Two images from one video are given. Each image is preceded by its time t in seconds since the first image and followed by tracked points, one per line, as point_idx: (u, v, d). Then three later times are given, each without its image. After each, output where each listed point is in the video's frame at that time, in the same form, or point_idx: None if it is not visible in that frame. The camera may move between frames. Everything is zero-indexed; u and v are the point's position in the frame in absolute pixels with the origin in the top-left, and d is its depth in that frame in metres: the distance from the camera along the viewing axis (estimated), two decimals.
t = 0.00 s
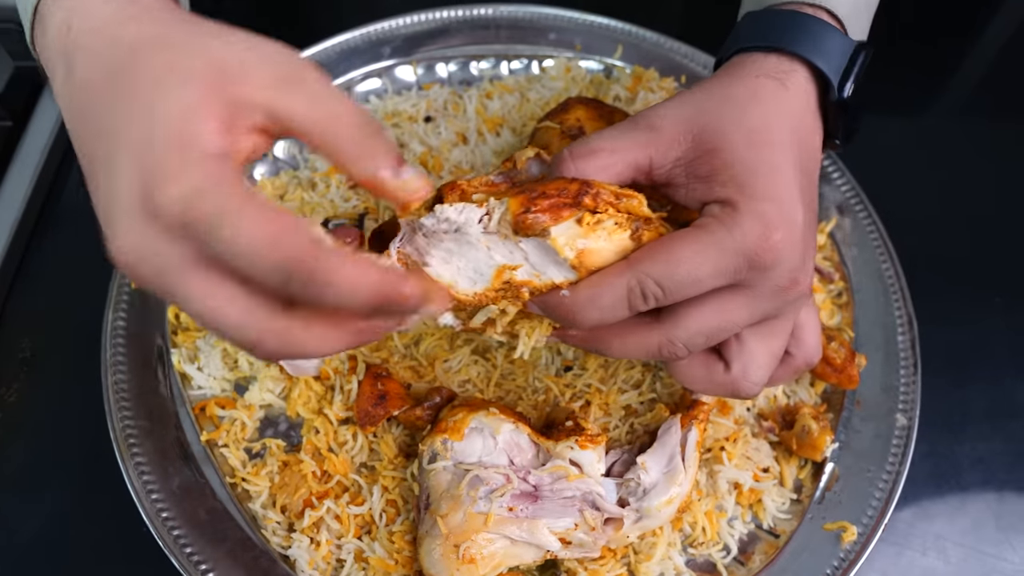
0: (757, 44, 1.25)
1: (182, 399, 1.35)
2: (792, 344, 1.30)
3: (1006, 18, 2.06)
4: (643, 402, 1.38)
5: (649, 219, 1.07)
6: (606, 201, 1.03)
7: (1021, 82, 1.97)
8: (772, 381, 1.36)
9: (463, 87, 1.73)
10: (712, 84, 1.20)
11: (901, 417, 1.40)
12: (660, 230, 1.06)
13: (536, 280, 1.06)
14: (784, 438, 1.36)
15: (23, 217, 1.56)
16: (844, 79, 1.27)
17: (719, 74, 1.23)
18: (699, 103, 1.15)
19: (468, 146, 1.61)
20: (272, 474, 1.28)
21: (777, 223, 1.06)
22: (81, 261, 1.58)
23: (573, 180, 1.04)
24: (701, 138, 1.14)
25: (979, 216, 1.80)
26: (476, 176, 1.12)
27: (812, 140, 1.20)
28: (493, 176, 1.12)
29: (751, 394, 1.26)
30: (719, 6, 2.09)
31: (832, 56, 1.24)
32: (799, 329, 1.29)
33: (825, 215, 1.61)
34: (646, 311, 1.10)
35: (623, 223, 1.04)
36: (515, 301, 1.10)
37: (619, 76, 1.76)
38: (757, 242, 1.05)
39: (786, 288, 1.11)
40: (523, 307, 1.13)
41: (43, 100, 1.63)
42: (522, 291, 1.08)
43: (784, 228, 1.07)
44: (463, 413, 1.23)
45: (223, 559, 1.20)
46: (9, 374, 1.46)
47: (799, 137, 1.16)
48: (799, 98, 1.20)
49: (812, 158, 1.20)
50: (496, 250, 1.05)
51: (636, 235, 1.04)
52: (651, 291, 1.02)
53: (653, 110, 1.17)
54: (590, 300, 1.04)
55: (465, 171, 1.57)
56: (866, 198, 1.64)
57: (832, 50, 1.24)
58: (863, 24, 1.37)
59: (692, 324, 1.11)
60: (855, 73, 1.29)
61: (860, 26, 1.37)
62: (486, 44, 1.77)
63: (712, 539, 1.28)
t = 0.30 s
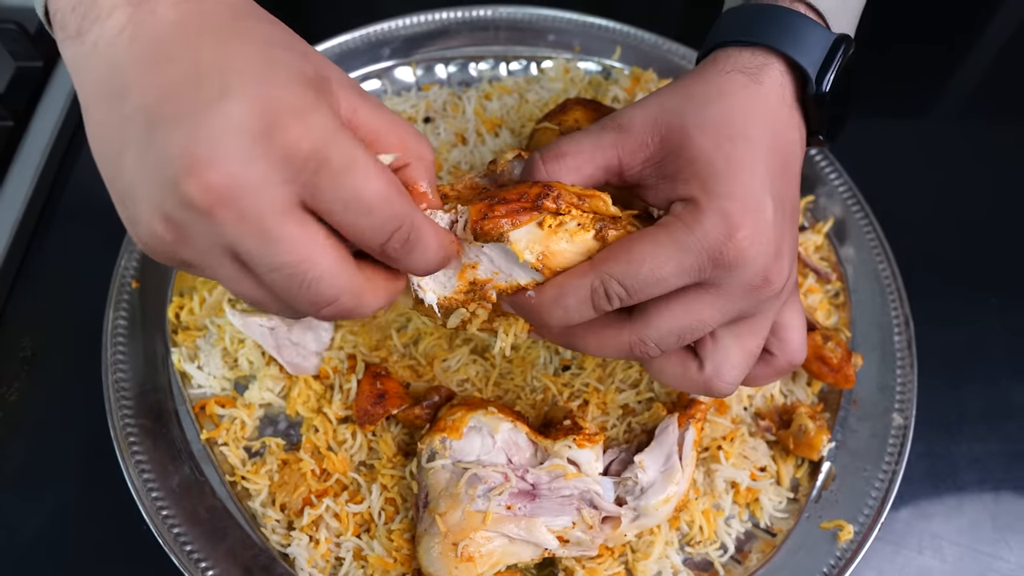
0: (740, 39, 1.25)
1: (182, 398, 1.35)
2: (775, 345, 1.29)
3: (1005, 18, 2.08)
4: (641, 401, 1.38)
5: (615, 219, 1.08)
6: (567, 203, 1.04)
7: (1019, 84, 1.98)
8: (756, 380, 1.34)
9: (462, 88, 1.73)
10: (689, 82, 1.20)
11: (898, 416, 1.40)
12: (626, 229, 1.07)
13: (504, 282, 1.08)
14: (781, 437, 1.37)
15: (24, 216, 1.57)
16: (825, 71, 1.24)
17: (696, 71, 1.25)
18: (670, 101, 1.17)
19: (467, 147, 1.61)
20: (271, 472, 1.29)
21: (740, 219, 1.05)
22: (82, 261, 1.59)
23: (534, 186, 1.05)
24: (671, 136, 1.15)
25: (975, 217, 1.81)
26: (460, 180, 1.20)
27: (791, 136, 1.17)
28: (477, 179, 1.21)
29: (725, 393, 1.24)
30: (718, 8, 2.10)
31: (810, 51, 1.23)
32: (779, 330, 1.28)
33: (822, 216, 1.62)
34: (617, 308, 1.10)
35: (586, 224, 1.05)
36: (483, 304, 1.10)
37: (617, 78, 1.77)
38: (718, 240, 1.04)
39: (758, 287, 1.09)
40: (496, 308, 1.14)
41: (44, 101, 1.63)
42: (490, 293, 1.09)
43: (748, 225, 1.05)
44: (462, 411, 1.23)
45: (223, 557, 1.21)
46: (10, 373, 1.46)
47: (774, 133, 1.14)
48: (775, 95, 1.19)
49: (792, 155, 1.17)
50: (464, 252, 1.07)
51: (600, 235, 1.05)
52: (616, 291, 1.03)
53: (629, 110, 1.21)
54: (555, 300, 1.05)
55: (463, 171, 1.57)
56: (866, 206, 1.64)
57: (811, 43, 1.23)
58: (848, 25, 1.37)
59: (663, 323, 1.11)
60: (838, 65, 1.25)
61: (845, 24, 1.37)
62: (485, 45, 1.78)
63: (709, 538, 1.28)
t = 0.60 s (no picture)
0: (742, 52, 1.26)
1: (184, 400, 1.36)
2: (765, 344, 1.30)
3: (1006, 18, 2.09)
4: (641, 404, 1.39)
5: (620, 222, 1.09)
6: (574, 207, 1.06)
7: (1018, 86, 1.99)
8: (745, 378, 1.36)
9: (462, 92, 1.74)
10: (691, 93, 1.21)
11: (897, 419, 1.41)
12: (631, 233, 1.09)
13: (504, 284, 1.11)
14: (779, 439, 1.37)
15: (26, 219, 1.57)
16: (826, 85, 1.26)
17: (699, 84, 1.25)
18: (678, 112, 1.18)
19: (468, 150, 1.62)
20: (273, 474, 1.29)
21: (745, 228, 1.08)
22: (84, 263, 1.59)
23: (542, 189, 1.07)
24: (677, 147, 1.16)
25: (975, 220, 1.82)
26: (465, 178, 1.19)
27: (791, 147, 1.20)
28: (483, 177, 1.19)
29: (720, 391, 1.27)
30: (717, 12, 2.11)
31: (812, 65, 1.24)
32: (768, 331, 1.29)
33: (821, 219, 1.62)
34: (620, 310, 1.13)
35: (592, 228, 1.07)
36: (488, 303, 1.14)
37: (617, 82, 1.77)
38: (724, 249, 1.06)
39: (757, 293, 1.12)
40: (502, 305, 1.16)
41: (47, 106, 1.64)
42: (497, 294, 1.12)
43: (751, 235, 1.08)
44: (463, 414, 1.24)
45: (224, 558, 1.22)
46: (12, 375, 1.47)
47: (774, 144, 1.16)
48: (777, 106, 1.20)
49: (790, 165, 1.20)
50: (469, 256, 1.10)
51: (605, 239, 1.07)
52: (624, 293, 1.06)
53: (635, 118, 1.21)
54: (564, 300, 1.07)
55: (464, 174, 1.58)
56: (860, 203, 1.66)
57: (813, 59, 1.25)
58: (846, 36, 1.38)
59: (664, 325, 1.13)
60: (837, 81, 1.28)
61: (842, 39, 1.38)
62: (486, 49, 1.79)
63: (709, 540, 1.29)
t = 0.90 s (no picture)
0: (751, 53, 1.29)
1: (184, 402, 1.36)
2: (760, 342, 1.32)
3: (1008, 19, 2.09)
4: (640, 406, 1.39)
5: (636, 204, 1.08)
6: (593, 182, 1.05)
7: (1019, 88, 1.99)
8: (741, 380, 1.35)
9: (462, 95, 1.75)
10: (706, 87, 1.25)
11: (895, 421, 1.42)
12: (646, 216, 1.08)
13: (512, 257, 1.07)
14: (778, 442, 1.37)
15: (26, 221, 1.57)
16: (836, 90, 1.28)
17: (711, 80, 1.28)
18: (696, 102, 1.21)
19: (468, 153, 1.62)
20: (273, 476, 1.30)
21: (761, 216, 1.12)
22: (84, 265, 1.60)
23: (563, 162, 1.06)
24: (693, 139, 1.20)
25: (975, 222, 1.82)
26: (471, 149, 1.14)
27: (800, 147, 1.24)
28: (490, 149, 1.14)
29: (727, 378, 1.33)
30: (716, 15, 2.11)
31: (821, 66, 1.27)
32: (766, 327, 1.31)
33: (820, 223, 1.63)
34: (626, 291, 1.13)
35: (609, 205, 1.05)
36: (494, 278, 1.09)
37: (617, 85, 1.78)
38: (739, 235, 1.10)
39: (761, 285, 1.16)
40: (506, 280, 1.11)
41: (47, 108, 1.63)
42: (504, 266, 1.08)
43: (765, 225, 1.12)
44: (462, 416, 1.25)
45: (225, 560, 1.22)
46: (13, 378, 1.47)
47: (785, 142, 1.21)
48: (790, 106, 1.24)
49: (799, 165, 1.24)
50: (474, 225, 1.06)
51: (621, 218, 1.06)
52: (636, 271, 1.06)
53: (652, 107, 1.24)
54: (576, 275, 1.06)
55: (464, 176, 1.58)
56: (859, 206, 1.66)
57: (822, 61, 1.27)
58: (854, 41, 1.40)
59: (671, 309, 1.15)
60: (847, 85, 1.30)
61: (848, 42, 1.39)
62: (485, 52, 1.79)
63: (707, 542, 1.29)
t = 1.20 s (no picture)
0: (750, 54, 1.30)
1: (184, 405, 1.37)
2: (760, 337, 1.33)
3: (1009, 20, 2.10)
4: (639, 408, 1.39)
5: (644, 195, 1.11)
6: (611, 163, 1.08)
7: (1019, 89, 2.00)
8: (741, 379, 1.33)
9: (462, 97, 1.75)
10: (709, 84, 1.27)
11: (894, 423, 1.42)
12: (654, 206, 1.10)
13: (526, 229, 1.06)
14: (777, 444, 1.38)
15: (27, 223, 1.57)
16: (832, 92, 1.30)
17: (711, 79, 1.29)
18: (703, 95, 1.24)
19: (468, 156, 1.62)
20: (273, 478, 1.30)
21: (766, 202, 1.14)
22: (84, 268, 1.60)
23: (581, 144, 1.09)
24: (699, 132, 1.21)
25: (974, 223, 1.83)
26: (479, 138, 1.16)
27: (801, 145, 1.26)
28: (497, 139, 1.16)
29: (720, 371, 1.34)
30: (715, 18, 2.12)
31: (819, 67, 1.28)
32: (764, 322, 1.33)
33: (819, 225, 1.63)
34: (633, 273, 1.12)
35: (624, 187, 1.08)
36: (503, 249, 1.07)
37: (616, 87, 1.78)
38: (749, 219, 1.11)
39: (765, 273, 1.18)
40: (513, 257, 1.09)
41: (48, 110, 1.63)
42: (516, 237, 1.06)
43: (772, 211, 1.14)
44: (462, 418, 1.25)
45: (226, 562, 1.22)
46: (14, 380, 1.47)
47: (789, 136, 1.23)
48: (791, 103, 1.26)
49: (800, 160, 1.26)
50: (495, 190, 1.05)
51: (633, 203, 1.08)
52: (648, 251, 1.05)
53: (658, 100, 1.26)
54: (588, 252, 1.05)
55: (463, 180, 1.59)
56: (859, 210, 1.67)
57: (820, 63, 1.28)
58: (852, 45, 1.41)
59: (676, 293, 1.15)
60: (842, 88, 1.32)
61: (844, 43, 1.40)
62: (486, 55, 1.79)
63: (707, 544, 1.30)
